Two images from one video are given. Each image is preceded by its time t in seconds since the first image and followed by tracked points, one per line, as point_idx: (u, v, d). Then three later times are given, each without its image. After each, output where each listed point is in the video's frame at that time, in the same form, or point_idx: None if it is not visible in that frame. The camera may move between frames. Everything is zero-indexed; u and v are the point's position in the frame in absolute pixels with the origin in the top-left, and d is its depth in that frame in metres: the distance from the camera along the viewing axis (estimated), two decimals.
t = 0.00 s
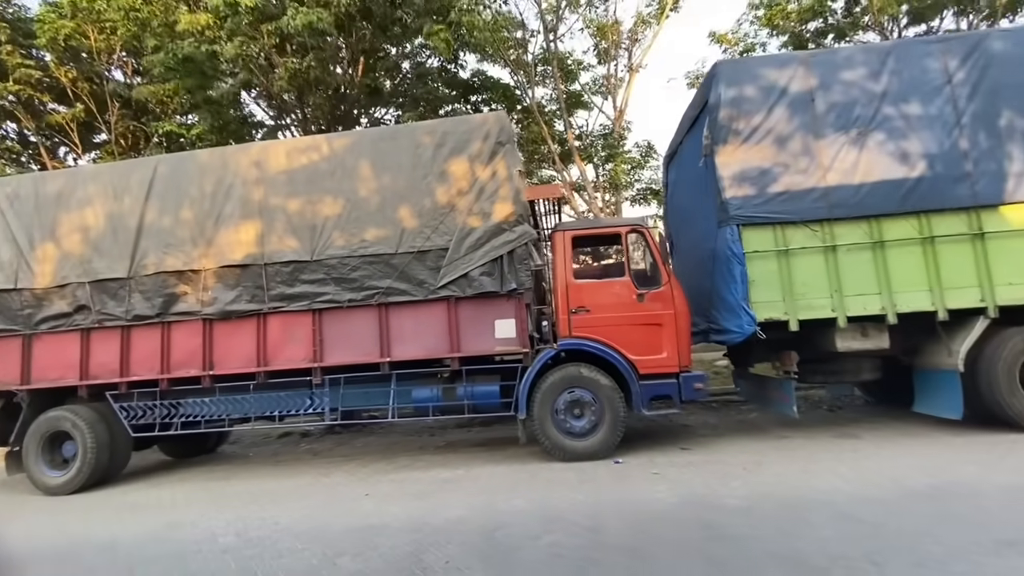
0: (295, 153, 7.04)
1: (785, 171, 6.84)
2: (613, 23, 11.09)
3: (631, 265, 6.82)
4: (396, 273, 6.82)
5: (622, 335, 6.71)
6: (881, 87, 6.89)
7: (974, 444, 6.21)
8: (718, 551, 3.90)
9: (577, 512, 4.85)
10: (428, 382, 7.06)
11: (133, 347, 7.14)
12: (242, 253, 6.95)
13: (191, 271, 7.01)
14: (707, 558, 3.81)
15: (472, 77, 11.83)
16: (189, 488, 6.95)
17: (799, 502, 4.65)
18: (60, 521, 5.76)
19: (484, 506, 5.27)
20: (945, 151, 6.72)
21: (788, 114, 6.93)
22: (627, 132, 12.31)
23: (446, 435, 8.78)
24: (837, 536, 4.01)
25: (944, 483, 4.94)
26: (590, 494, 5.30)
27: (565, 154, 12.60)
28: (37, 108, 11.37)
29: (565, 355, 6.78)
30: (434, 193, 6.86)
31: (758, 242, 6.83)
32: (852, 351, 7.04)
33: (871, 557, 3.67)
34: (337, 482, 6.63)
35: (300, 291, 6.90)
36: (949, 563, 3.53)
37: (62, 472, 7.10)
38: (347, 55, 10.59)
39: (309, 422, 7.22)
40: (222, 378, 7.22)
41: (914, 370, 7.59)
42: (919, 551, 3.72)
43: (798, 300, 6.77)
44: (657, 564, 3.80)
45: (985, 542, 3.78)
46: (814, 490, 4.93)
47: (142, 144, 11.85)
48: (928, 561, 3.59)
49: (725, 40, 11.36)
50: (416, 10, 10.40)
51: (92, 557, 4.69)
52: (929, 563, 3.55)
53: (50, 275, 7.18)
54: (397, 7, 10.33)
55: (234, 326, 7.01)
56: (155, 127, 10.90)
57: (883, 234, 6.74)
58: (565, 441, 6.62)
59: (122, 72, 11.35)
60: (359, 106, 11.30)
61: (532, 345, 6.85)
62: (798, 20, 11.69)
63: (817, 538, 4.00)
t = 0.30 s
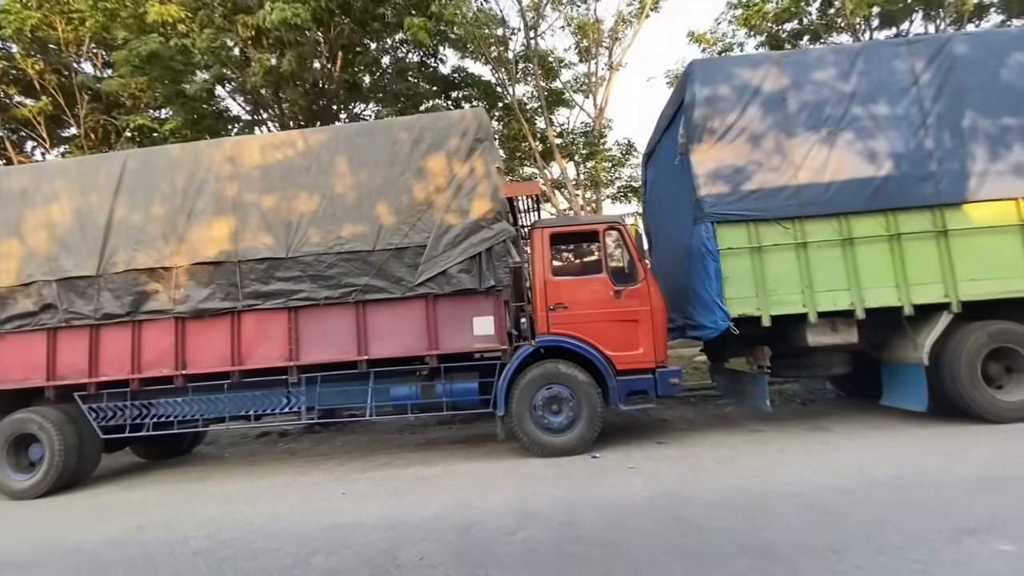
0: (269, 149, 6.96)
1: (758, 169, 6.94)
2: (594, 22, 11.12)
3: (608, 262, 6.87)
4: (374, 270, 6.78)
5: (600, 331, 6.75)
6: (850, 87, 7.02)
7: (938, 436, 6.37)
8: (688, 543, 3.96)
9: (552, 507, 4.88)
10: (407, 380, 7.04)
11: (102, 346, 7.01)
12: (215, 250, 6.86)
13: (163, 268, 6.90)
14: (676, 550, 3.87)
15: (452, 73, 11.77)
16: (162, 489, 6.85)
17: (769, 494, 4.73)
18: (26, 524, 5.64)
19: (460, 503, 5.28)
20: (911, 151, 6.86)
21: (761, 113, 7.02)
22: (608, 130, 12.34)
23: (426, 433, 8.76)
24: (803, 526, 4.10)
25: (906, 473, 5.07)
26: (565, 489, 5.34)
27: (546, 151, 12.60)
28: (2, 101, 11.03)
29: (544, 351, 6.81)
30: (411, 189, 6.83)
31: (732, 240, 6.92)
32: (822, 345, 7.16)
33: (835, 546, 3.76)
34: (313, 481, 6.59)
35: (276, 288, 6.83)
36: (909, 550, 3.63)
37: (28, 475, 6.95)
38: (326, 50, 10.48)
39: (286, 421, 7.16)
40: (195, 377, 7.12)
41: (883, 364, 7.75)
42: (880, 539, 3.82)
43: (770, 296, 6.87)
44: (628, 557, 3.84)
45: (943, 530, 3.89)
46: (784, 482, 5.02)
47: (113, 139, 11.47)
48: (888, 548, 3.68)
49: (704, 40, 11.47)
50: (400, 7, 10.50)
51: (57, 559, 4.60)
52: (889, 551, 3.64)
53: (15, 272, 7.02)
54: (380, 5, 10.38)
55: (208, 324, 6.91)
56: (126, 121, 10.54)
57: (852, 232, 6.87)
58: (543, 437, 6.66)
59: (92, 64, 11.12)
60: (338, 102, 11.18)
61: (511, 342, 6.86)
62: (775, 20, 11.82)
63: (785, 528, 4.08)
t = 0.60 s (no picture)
0: (252, 149, 6.91)
1: (740, 169, 7.00)
2: (579, 23, 11.15)
3: (594, 262, 6.90)
4: (359, 271, 6.76)
5: (585, 331, 6.78)
6: (829, 90, 7.10)
7: (915, 431, 6.47)
8: (671, 539, 4.00)
9: (536, 507, 4.90)
10: (393, 381, 7.03)
11: (81, 350, 6.92)
12: (197, 251, 6.81)
13: (143, 270, 6.83)
14: (658, 546, 3.91)
15: (438, 73, 11.76)
16: (144, 495, 6.78)
17: (751, 491, 4.78)
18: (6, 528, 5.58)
19: (446, 504, 5.28)
20: (888, 152, 6.97)
21: (742, 115, 7.09)
22: (593, 131, 12.36)
23: (413, 434, 8.75)
24: (784, 521, 4.15)
25: (885, 468, 5.14)
26: (550, 488, 5.36)
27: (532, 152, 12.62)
28: None
29: (531, 351, 6.83)
30: (396, 189, 6.82)
31: (714, 240, 6.98)
32: (803, 344, 7.23)
33: (815, 541, 3.81)
34: (298, 484, 6.56)
35: (259, 289, 6.79)
36: (886, 544, 3.68)
37: (6, 481, 6.85)
38: (310, 49, 10.43)
39: (270, 423, 7.12)
40: (177, 381, 7.05)
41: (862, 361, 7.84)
42: (858, 534, 3.87)
43: (752, 295, 6.94)
44: (611, 555, 3.87)
45: (920, 524, 3.95)
46: (767, 478, 5.07)
47: (91, 138, 11.32)
48: (866, 542, 3.74)
49: (688, 41, 11.54)
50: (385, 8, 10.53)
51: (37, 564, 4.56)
52: (867, 545, 3.70)
53: None
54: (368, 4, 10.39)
55: (190, 326, 6.85)
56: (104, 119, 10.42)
57: (832, 232, 6.96)
58: (529, 437, 6.68)
59: (69, 62, 10.93)
60: (323, 101, 11.12)
61: (497, 342, 6.88)
62: (757, 23, 11.89)
63: (766, 524, 4.13)
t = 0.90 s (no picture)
0: (246, 151, 6.90)
1: (733, 169, 7.03)
2: (573, 23, 11.17)
3: (589, 262, 6.91)
4: (354, 272, 6.76)
5: (581, 331, 6.79)
6: (821, 90, 7.13)
7: (909, 428, 6.51)
8: (667, 538, 4.01)
9: (533, 507, 4.91)
10: (389, 383, 7.02)
11: (75, 354, 6.90)
12: (192, 254, 6.80)
13: (136, 273, 6.81)
14: (655, 544, 3.92)
15: (432, 73, 11.77)
16: (140, 499, 6.76)
17: (746, 488, 4.80)
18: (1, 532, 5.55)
19: (443, 505, 5.28)
20: (880, 152, 7.00)
21: (736, 115, 7.11)
22: (588, 131, 12.35)
23: (409, 435, 8.76)
24: (779, 518, 4.17)
25: (880, 465, 5.17)
26: (547, 488, 5.37)
27: (527, 152, 12.62)
28: None
29: (527, 351, 6.84)
30: (391, 190, 6.82)
31: (708, 239, 7.00)
32: (798, 342, 7.25)
33: (810, 538, 3.83)
34: (295, 487, 6.55)
35: (254, 292, 6.78)
36: (880, 541, 3.71)
37: (0, 486, 6.82)
38: (304, 50, 10.46)
39: (266, 426, 7.10)
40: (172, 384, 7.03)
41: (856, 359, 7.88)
42: (853, 530, 3.89)
43: (746, 294, 6.96)
44: (608, 554, 3.87)
45: (914, 520, 3.97)
46: (762, 476, 5.09)
47: (84, 140, 11.19)
48: (860, 539, 3.76)
49: (681, 41, 11.56)
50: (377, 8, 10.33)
51: (33, 567, 4.54)
52: (861, 541, 3.72)
53: None
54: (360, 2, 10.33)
55: (185, 329, 6.83)
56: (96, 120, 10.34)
57: (825, 230, 6.99)
58: (526, 437, 6.68)
59: (61, 64, 10.92)
60: (317, 102, 11.12)
61: (493, 343, 6.88)
62: (749, 21, 11.85)
63: (762, 521, 4.14)
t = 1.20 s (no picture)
0: (246, 154, 6.90)
1: (733, 170, 7.03)
2: (572, 25, 11.19)
3: (590, 263, 6.91)
4: (355, 275, 6.77)
5: (583, 332, 6.80)
6: (819, 90, 7.13)
7: (911, 426, 6.51)
8: (670, 537, 4.01)
9: (535, 507, 4.91)
10: (390, 384, 7.03)
11: (77, 357, 6.92)
12: (193, 258, 6.81)
13: (138, 277, 6.82)
14: (658, 544, 3.92)
15: (431, 76, 11.79)
16: (143, 502, 6.77)
17: (748, 488, 4.80)
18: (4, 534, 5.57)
19: (445, 506, 5.28)
20: (878, 151, 7.01)
21: (734, 116, 7.12)
22: (587, 131, 12.34)
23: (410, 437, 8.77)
24: (781, 517, 4.17)
25: (881, 463, 5.17)
26: (549, 488, 5.37)
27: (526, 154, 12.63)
28: None
29: (529, 352, 6.84)
30: (391, 193, 6.83)
31: (708, 239, 7.00)
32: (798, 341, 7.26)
33: (813, 536, 3.83)
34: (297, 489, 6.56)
35: (255, 294, 6.80)
36: (883, 539, 3.70)
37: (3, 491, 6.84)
38: (303, 53, 10.40)
39: (268, 429, 7.09)
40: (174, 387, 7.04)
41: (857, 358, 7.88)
42: (856, 528, 3.89)
43: (746, 294, 6.97)
44: (610, 553, 3.88)
45: (917, 518, 3.97)
46: (764, 475, 5.09)
47: (85, 144, 11.15)
48: (863, 537, 3.76)
49: (679, 42, 11.57)
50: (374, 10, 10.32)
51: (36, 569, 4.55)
52: (864, 540, 3.72)
53: None
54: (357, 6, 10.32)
55: (187, 332, 6.85)
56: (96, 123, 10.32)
57: (825, 230, 6.99)
58: (528, 438, 6.69)
59: (61, 69, 10.96)
60: (317, 106, 11.05)
61: (495, 344, 6.89)
62: (748, 22, 11.88)
63: (764, 520, 4.14)
